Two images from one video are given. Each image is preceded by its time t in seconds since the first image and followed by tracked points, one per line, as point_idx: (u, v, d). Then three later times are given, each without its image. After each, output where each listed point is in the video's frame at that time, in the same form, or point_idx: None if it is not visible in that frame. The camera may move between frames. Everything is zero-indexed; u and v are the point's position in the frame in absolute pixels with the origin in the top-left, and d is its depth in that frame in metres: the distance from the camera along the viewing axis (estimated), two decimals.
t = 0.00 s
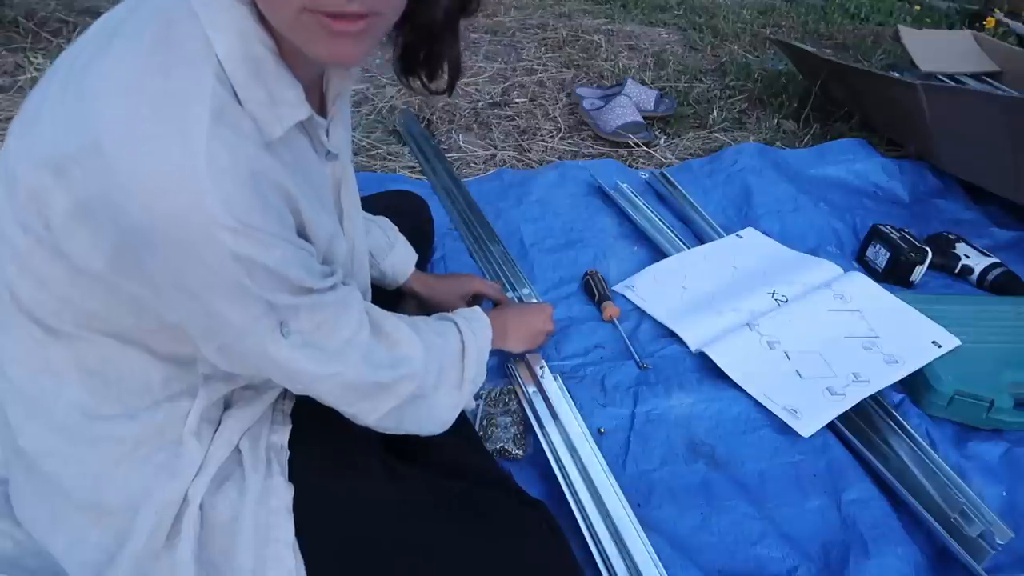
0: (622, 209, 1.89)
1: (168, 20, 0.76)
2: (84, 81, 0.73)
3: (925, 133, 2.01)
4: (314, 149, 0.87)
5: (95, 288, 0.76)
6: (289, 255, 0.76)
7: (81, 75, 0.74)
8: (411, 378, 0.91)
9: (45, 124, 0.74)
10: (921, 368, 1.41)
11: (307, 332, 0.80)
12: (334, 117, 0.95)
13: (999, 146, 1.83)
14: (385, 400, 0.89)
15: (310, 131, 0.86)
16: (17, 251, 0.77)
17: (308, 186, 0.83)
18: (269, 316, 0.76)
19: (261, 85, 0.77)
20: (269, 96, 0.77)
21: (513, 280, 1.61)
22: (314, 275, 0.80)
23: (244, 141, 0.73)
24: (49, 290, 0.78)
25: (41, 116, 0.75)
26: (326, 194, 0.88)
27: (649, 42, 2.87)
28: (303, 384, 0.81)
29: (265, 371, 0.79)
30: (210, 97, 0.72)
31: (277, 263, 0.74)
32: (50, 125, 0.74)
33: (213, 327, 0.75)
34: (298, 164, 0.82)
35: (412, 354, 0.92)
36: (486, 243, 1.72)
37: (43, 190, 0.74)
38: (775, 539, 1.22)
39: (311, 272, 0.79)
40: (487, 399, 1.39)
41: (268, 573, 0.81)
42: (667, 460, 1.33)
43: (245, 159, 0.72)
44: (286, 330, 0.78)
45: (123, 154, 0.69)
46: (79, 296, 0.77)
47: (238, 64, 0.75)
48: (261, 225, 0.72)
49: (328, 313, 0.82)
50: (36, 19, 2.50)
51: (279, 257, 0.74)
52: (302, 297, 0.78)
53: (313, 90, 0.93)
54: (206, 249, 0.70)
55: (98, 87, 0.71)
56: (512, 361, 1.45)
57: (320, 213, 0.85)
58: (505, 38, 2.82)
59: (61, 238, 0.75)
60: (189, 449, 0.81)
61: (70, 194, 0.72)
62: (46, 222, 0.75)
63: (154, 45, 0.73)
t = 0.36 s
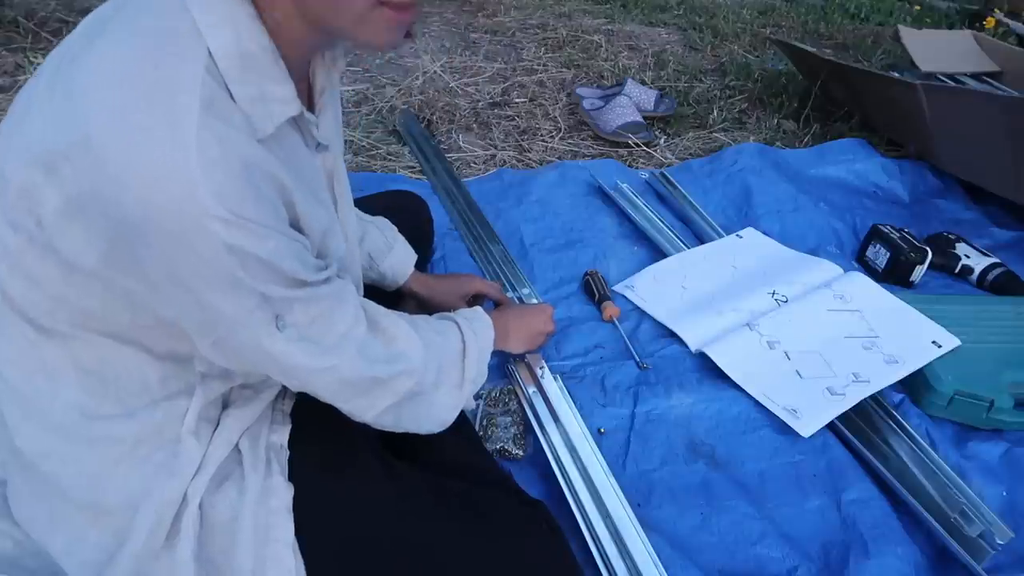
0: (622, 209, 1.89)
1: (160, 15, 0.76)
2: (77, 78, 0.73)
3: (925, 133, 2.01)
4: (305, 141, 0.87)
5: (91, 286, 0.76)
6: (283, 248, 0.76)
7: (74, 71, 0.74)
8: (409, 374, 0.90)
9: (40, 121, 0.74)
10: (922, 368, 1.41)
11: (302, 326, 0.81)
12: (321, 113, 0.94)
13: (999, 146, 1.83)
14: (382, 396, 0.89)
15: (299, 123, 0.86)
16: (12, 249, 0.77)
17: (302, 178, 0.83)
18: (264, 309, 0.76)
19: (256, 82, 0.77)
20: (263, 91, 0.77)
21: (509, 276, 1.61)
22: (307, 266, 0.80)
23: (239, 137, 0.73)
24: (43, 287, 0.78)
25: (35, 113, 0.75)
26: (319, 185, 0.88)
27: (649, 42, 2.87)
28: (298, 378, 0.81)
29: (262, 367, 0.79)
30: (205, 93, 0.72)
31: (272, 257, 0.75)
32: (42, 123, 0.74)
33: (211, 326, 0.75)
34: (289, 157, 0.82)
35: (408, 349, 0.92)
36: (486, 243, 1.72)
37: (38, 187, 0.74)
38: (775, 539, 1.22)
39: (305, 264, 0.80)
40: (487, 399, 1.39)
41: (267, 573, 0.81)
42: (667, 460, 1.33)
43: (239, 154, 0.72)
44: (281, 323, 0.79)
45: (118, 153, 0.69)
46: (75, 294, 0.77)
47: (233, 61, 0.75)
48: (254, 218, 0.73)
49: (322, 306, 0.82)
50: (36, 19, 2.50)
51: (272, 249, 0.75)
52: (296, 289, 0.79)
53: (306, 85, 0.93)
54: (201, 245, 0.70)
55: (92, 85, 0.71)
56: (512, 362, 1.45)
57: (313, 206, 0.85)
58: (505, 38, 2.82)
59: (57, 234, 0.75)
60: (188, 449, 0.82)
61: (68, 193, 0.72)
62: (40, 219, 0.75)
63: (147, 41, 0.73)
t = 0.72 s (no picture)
0: (622, 209, 1.89)
1: None
2: (73, 73, 0.73)
3: (925, 133, 2.01)
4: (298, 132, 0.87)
5: (91, 278, 0.76)
6: (285, 226, 0.76)
7: (68, 67, 0.73)
8: (407, 367, 0.90)
9: (34, 119, 0.73)
10: (922, 368, 1.41)
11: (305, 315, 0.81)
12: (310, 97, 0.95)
13: (999, 145, 1.83)
14: (382, 389, 0.89)
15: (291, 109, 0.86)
16: (8, 245, 0.77)
17: (300, 171, 0.83)
18: (267, 295, 0.76)
19: (253, 77, 0.77)
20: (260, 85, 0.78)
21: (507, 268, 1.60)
22: (308, 249, 0.80)
23: (240, 121, 0.73)
24: (40, 282, 0.77)
25: (31, 108, 0.74)
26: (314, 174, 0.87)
27: (649, 42, 2.87)
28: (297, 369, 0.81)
29: (262, 362, 0.79)
30: (204, 84, 0.71)
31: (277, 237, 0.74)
32: (37, 120, 0.73)
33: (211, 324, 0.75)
34: (287, 143, 0.82)
35: (407, 343, 0.92)
36: (486, 243, 1.72)
37: (34, 177, 0.73)
38: (775, 540, 1.22)
39: (306, 249, 0.80)
40: (487, 399, 1.39)
41: (267, 572, 0.81)
42: (667, 460, 1.33)
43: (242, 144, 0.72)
44: (283, 312, 0.78)
45: (119, 139, 0.68)
46: (75, 288, 0.77)
47: (228, 55, 0.75)
48: (256, 197, 0.72)
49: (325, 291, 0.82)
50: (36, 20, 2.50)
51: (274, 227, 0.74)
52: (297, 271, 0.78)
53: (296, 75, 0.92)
54: (206, 225, 0.70)
55: (87, 80, 0.71)
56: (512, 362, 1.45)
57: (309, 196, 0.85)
58: (505, 38, 2.81)
59: (56, 230, 0.75)
60: (188, 447, 0.82)
61: (69, 192, 0.72)
62: (39, 210, 0.74)
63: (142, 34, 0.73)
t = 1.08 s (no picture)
0: (622, 209, 1.89)
1: None
2: (70, 66, 0.72)
3: (925, 133, 2.01)
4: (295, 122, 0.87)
5: (91, 267, 0.76)
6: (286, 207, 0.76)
7: (65, 60, 0.73)
8: (406, 361, 0.90)
9: (32, 115, 0.73)
10: (922, 368, 1.41)
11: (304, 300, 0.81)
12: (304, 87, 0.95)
13: (999, 145, 1.83)
14: (381, 381, 0.89)
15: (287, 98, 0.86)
16: (7, 238, 0.76)
17: (300, 158, 0.83)
18: (267, 277, 0.76)
19: (250, 73, 0.77)
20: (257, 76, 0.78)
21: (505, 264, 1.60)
22: (307, 232, 0.80)
23: (240, 105, 0.73)
24: (39, 273, 0.77)
25: (30, 103, 0.74)
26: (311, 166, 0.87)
27: (649, 42, 2.87)
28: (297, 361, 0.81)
29: (261, 356, 0.80)
30: (204, 76, 0.71)
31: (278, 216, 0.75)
32: (35, 116, 0.73)
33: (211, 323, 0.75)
34: (287, 133, 0.81)
35: (406, 336, 0.92)
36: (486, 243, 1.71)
37: (34, 173, 0.73)
38: (775, 540, 1.22)
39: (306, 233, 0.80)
40: (487, 399, 1.39)
41: (267, 570, 0.81)
42: (667, 460, 1.33)
43: (244, 123, 0.73)
44: (281, 297, 0.79)
45: (120, 126, 0.69)
46: (76, 278, 0.77)
47: (224, 51, 0.75)
48: (258, 174, 0.73)
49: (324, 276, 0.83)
50: (36, 20, 2.50)
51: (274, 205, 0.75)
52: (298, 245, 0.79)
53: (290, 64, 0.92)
54: (209, 206, 0.70)
55: (85, 75, 0.71)
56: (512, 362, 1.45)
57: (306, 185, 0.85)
58: (505, 38, 2.81)
59: (56, 224, 0.75)
60: (188, 444, 0.82)
61: (68, 188, 0.72)
62: (40, 201, 0.74)
63: (140, 28, 0.72)
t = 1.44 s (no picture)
0: (622, 209, 1.89)
1: None
2: (70, 64, 0.72)
3: (925, 133, 2.01)
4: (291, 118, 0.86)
5: (93, 263, 0.76)
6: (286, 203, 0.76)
7: (65, 58, 0.73)
8: (405, 359, 0.90)
9: (32, 113, 0.73)
10: (922, 368, 1.41)
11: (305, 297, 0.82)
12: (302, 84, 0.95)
13: (999, 145, 1.83)
14: (381, 379, 0.89)
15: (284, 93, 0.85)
16: (7, 236, 0.76)
17: (300, 154, 0.83)
18: (267, 272, 0.76)
19: (251, 70, 0.77)
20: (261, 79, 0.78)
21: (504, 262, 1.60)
22: (307, 228, 0.80)
23: (241, 100, 0.73)
24: (39, 269, 0.77)
25: (30, 101, 0.74)
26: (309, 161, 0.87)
27: (649, 42, 2.87)
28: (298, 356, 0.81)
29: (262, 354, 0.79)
30: (205, 73, 0.71)
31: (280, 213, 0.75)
32: (35, 115, 0.73)
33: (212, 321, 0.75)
34: (287, 131, 0.81)
35: (405, 334, 0.92)
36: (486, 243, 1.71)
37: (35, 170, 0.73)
38: (775, 540, 1.22)
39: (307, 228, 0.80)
40: (487, 399, 1.39)
41: (266, 570, 0.81)
42: (667, 460, 1.33)
43: (246, 119, 0.73)
44: (282, 293, 0.79)
45: (120, 124, 0.69)
46: (77, 275, 0.77)
47: (225, 47, 0.75)
48: (260, 169, 0.73)
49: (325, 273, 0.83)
50: (36, 20, 2.50)
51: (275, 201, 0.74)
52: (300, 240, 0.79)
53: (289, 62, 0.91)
54: (210, 202, 0.70)
55: (85, 73, 0.71)
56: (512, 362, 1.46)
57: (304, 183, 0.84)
58: (505, 38, 2.81)
59: (58, 222, 0.75)
60: (188, 443, 0.82)
61: (70, 187, 0.72)
62: (42, 197, 0.74)
63: (140, 26, 0.72)
